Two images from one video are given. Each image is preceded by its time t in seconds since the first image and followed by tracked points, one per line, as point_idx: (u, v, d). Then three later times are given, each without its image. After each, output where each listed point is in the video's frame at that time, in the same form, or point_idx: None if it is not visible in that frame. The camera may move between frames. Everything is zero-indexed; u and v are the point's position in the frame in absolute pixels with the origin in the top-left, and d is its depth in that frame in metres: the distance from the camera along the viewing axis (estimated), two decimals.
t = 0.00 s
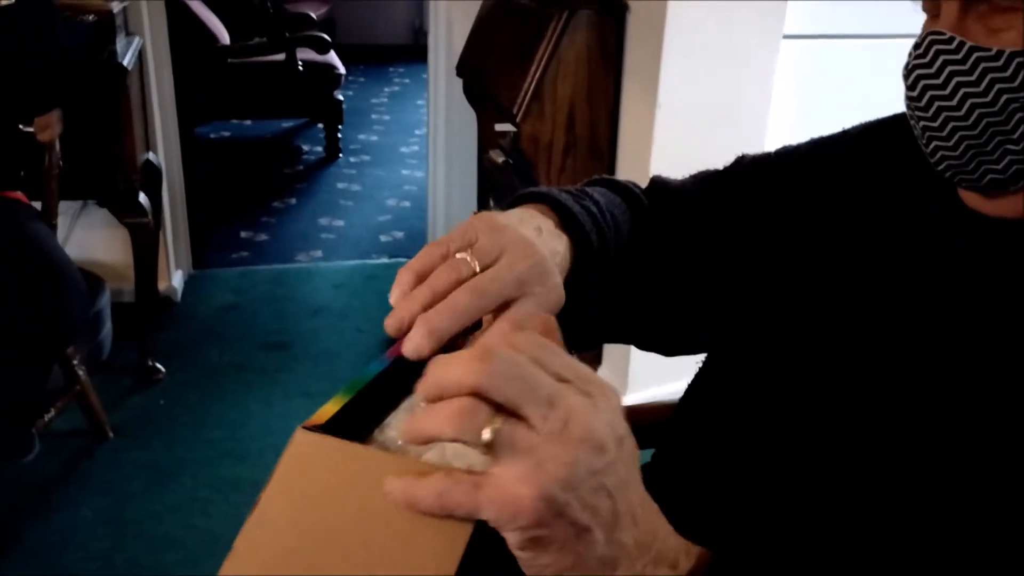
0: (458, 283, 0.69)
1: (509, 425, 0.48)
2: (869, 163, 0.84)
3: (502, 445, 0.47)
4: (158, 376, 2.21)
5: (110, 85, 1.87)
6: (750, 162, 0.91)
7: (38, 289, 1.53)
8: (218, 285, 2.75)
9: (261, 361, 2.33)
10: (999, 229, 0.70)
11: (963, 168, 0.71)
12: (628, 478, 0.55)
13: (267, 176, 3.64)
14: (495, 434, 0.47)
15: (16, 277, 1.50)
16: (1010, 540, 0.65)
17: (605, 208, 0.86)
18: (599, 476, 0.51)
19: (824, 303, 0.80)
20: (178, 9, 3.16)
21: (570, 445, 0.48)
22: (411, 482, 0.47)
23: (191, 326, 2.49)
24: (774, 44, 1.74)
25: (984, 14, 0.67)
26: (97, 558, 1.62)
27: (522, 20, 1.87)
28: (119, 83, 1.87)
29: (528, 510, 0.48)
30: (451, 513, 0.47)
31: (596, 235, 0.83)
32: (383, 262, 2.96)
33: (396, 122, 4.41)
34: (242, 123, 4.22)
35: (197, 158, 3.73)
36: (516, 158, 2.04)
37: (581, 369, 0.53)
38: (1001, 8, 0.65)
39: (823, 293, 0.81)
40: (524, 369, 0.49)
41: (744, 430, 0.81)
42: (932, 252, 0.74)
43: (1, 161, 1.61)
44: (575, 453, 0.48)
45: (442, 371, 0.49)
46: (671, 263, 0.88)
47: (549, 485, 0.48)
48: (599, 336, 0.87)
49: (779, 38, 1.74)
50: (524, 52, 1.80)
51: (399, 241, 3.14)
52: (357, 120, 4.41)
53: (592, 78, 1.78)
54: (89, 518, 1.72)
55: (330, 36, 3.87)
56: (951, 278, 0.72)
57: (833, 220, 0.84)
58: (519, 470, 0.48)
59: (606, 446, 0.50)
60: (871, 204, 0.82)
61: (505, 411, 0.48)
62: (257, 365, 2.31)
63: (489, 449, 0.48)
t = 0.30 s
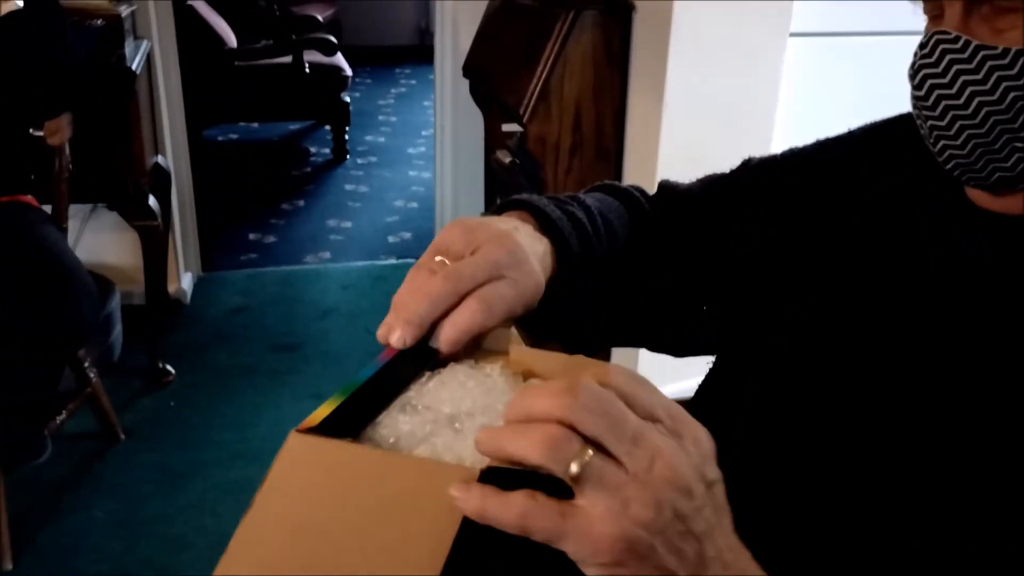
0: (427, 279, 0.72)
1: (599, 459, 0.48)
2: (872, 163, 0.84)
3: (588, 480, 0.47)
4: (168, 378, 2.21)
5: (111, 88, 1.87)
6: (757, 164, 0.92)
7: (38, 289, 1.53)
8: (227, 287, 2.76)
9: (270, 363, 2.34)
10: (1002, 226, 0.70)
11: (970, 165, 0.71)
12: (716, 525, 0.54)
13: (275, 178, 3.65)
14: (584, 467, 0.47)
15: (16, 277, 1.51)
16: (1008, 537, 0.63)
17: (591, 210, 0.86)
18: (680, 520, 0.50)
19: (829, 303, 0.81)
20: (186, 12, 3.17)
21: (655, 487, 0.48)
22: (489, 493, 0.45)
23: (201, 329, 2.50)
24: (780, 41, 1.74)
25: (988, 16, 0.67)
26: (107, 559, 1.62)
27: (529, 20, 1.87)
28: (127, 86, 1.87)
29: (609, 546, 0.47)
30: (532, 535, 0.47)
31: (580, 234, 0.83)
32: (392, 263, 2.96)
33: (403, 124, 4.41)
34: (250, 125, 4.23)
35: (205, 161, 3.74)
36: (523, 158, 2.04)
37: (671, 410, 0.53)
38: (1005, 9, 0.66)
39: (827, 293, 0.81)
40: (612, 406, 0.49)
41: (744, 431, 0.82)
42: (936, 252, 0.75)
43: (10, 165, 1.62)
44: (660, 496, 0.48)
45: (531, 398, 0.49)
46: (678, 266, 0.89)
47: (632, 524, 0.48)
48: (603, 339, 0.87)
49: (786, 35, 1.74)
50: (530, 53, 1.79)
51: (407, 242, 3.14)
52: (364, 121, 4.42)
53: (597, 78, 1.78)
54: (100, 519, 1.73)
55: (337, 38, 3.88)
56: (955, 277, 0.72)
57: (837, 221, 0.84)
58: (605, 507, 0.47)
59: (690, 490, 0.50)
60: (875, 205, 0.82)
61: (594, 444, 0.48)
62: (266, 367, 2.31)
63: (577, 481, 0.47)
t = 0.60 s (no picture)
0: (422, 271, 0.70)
1: (553, 483, 0.47)
2: (882, 155, 0.84)
3: (545, 502, 0.47)
4: (175, 373, 2.21)
5: (111, 86, 1.87)
6: (768, 157, 0.91)
7: (38, 289, 1.50)
8: (233, 282, 2.76)
9: (276, 357, 2.34)
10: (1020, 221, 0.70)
11: (992, 159, 0.71)
12: (692, 519, 0.53)
13: (280, 173, 3.65)
14: (540, 491, 0.47)
15: (16, 276, 1.48)
16: None
17: (587, 192, 0.87)
18: (642, 524, 0.50)
19: (839, 293, 0.81)
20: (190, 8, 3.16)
21: (607, 503, 0.47)
22: (463, 501, 0.47)
23: (207, 323, 2.50)
24: (788, 35, 1.73)
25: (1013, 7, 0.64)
26: (116, 554, 1.63)
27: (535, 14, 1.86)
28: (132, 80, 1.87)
29: (575, 561, 0.48)
30: (504, 549, 0.47)
31: (583, 215, 0.83)
32: (397, 258, 2.96)
33: (407, 119, 4.41)
34: (254, 120, 4.23)
35: (210, 156, 3.74)
36: (529, 153, 2.03)
37: (617, 414, 0.51)
38: None
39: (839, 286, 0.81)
40: (555, 426, 0.47)
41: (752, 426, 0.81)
42: (951, 245, 0.75)
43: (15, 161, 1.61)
44: (614, 510, 0.48)
45: (471, 422, 0.48)
46: (685, 262, 0.91)
47: (595, 540, 0.48)
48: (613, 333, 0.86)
49: (794, 28, 1.73)
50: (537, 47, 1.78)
51: (412, 237, 3.14)
52: (369, 117, 4.42)
53: (604, 74, 1.79)
54: (107, 514, 1.73)
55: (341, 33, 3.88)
56: (969, 269, 0.72)
57: (848, 213, 0.85)
58: (567, 526, 0.47)
59: (645, 495, 0.49)
60: (884, 196, 0.83)
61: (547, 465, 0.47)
62: (271, 362, 2.31)
63: (535, 503, 0.47)
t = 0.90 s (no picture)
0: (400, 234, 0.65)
1: (534, 511, 0.50)
2: (884, 152, 0.84)
3: (526, 527, 0.51)
4: (183, 371, 2.22)
5: (109, 87, 1.86)
6: (771, 145, 0.90)
7: (38, 289, 1.50)
8: (240, 281, 2.77)
9: (284, 356, 2.35)
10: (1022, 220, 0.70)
11: (998, 162, 0.70)
12: (680, 534, 0.55)
13: (288, 172, 3.66)
14: (521, 517, 0.51)
15: (16, 276, 1.49)
16: None
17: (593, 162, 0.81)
18: (625, 545, 0.52)
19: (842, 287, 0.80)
20: (198, 8, 3.17)
21: (590, 530, 0.50)
22: (455, 529, 0.51)
23: (214, 322, 2.51)
24: (795, 34, 1.72)
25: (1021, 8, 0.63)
26: (124, 552, 1.64)
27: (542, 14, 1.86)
28: (136, 80, 1.88)
29: None
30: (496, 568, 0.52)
31: (599, 188, 0.78)
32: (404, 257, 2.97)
33: (415, 118, 4.42)
34: (262, 120, 4.25)
35: (218, 156, 3.75)
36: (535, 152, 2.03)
37: (613, 429, 0.52)
38: None
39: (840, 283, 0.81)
40: (544, 447, 0.49)
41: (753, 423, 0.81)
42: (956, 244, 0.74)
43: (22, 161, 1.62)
44: (597, 536, 0.50)
45: (468, 439, 0.49)
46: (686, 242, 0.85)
47: (576, 565, 0.51)
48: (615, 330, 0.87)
49: (801, 27, 1.73)
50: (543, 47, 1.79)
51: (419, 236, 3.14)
52: (376, 116, 4.43)
53: (610, 73, 1.79)
54: (115, 512, 1.74)
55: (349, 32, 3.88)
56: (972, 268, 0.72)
57: (852, 209, 0.84)
58: (550, 550, 0.51)
59: (632, 518, 0.51)
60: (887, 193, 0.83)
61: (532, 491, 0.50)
62: (279, 361, 2.32)
63: (519, 524, 0.51)
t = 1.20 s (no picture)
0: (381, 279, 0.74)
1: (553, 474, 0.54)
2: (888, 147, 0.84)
3: (547, 489, 0.55)
4: (186, 369, 2.22)
5: (111, 87, 1.85)
6: (776, 139, 0.90)
7: (38, 289, 1.50)
8: (244, 279, 2.77)
9: (287, 353, 2.35)
10: None
11: (1006, 158, 0.68)
12: (700, 501, 0.57)
13: (291, 170, 3.66)
14: (541, 480, 0.55)
15: (16, 277, 1.48)
16: None
17: (572, 151, 0.85)
18: (645, 509, 0.55)
19: (847, 279, 0.79)
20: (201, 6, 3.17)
21: (607, 493, 0.53)
22: (478, 491, 0.56)
23: (218, 320, 2.51)
24: (798, 30, 1.72)
25: None
26: (126, 549, 1.63)
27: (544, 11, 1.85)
28: (139, 78, 1.87)
29: (577, 538, 0.55)
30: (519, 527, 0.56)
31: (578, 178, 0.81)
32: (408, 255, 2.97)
33: (418, 116, 4.42)
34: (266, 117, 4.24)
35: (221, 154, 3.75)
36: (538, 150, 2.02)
37: (636, 397, 0.54)
38: None
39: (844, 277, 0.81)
40: (568, 412, 0.53)
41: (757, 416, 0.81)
42: (963, 237, 0.74)
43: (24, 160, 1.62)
44: (614, 499, 0.53)
45: (494, 403, 0.53)
46: (689, 237, 0.86)
47: (595, 527, 0.54)
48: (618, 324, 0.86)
49: (805, 23, 1.72)
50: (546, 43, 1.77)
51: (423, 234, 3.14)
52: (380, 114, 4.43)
53: (613, 70, 1.78)
54: (118, 510, 1.73)
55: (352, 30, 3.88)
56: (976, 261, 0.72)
57: (858, 202, 0.84)
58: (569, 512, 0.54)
59: (652, 482, 0.54)
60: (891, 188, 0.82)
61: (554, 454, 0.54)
62: (282, 358, 2.32)
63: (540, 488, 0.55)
